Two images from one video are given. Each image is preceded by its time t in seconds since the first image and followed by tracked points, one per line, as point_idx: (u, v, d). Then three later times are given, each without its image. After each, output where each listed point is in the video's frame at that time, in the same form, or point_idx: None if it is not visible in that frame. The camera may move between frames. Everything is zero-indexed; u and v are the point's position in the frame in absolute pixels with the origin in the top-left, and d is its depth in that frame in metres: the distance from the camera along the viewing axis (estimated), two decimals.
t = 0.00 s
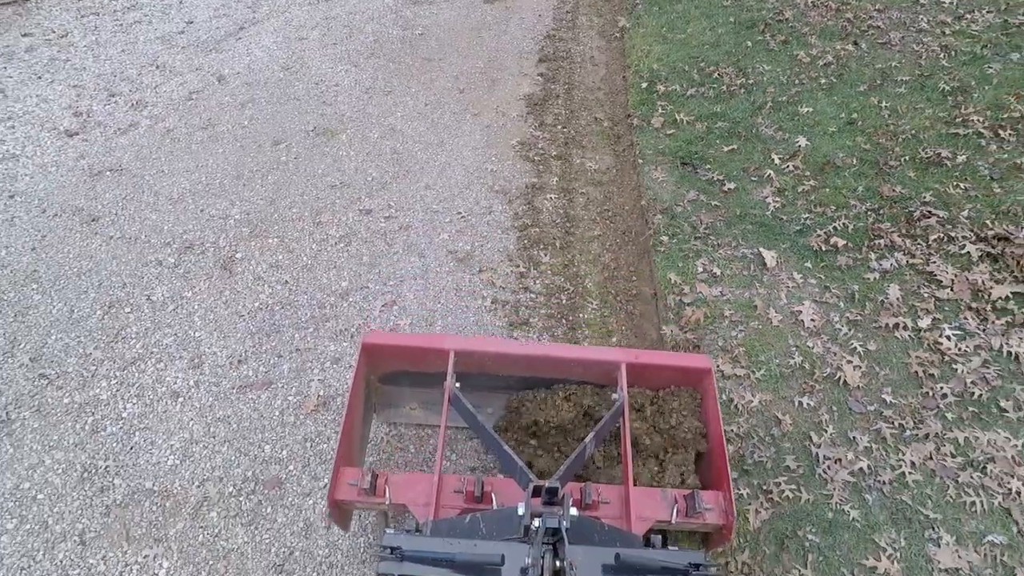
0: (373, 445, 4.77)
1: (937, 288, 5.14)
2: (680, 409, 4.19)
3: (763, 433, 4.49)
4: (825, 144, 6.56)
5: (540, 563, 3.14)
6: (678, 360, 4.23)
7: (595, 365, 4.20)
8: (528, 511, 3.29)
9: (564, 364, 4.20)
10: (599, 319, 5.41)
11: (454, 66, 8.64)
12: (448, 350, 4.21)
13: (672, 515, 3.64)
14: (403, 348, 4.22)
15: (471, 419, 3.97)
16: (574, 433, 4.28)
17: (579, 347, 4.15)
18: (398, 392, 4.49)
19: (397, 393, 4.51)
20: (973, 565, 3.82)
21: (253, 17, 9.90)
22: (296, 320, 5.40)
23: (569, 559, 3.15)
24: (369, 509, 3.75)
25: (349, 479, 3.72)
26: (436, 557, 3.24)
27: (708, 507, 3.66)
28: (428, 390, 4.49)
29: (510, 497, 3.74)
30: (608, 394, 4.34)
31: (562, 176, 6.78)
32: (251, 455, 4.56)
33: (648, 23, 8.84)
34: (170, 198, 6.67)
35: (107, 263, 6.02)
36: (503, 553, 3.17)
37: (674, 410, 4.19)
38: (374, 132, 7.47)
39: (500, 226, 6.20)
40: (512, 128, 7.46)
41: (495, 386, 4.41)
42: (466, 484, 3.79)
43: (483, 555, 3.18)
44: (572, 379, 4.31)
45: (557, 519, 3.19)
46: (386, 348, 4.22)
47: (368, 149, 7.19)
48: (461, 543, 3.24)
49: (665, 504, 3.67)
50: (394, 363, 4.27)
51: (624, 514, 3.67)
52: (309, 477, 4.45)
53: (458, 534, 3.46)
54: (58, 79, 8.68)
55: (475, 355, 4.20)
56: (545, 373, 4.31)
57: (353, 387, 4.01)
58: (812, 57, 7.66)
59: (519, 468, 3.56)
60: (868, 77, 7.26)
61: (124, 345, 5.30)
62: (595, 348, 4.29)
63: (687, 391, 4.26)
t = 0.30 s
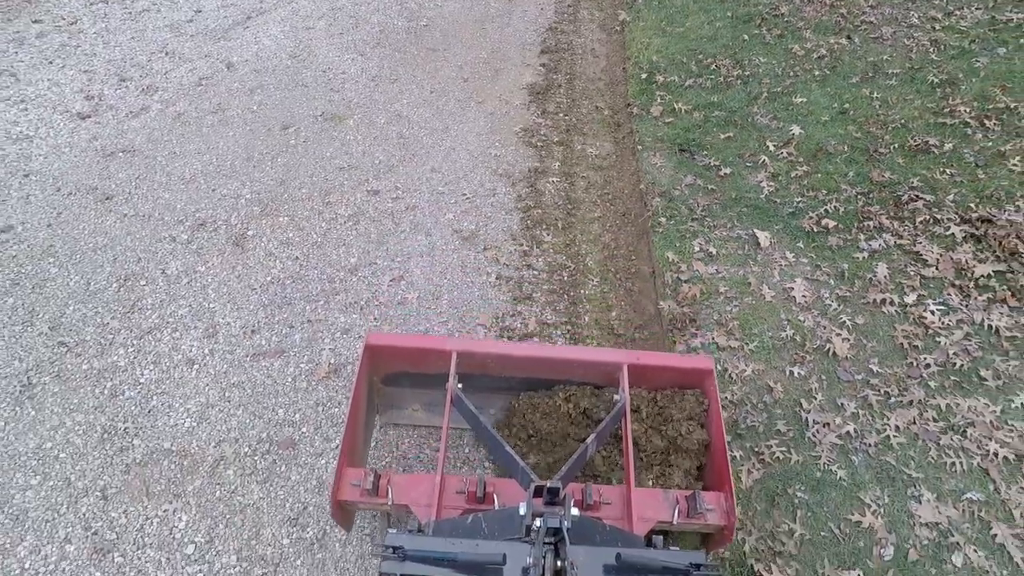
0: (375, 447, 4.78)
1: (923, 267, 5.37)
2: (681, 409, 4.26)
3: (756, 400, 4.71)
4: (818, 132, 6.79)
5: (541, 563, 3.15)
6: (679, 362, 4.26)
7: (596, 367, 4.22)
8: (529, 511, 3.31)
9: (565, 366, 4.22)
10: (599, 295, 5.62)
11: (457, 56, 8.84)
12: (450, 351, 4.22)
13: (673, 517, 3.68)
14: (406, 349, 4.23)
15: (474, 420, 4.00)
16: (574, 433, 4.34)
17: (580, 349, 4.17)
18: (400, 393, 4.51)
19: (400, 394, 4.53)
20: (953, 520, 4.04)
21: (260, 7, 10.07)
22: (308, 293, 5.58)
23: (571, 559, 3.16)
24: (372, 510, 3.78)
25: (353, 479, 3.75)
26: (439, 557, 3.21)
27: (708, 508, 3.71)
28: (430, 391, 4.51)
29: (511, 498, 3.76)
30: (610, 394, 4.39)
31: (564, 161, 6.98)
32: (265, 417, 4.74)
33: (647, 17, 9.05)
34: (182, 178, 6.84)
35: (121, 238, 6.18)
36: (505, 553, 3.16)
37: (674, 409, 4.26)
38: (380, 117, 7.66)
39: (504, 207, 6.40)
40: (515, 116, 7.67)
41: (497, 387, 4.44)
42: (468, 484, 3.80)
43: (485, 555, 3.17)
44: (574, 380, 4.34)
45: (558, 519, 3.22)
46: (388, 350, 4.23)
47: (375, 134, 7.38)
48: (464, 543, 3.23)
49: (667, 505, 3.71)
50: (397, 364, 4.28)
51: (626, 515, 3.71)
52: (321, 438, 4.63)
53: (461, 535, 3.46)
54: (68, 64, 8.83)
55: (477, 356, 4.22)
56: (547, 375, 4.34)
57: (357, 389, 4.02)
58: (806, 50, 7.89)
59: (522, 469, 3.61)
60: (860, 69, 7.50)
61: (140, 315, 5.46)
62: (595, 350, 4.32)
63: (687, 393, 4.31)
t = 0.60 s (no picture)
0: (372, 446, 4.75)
1: (906, 245, 5.57)
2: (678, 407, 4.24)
3: (744, 370, 4.90)
4: (806, 119, 6.99)
5: (537, 564, 3.02)
6: (677, 362, 4.24)
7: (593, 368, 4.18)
8: (525, 512, 3.24)
9: (562, 366, 4.18)
10: (594, 273, 5.81)
11: (456, 47, 9.02)
12: (446, 352, 4.18)
13: (669, 517, 3.66)
14: (401, 349, 4.18)
15: (468, 421, 3.91)
16: (570, 432, 4.31)
17: (576, 349, 4.14)
18: (397, 393, 4.51)
19: (397, 394, 4.53)
20: (931, 479, 4.24)
21: None
22: (311, 271, 5.75)
23: (567, 560, 3.04)
24: (368, 511, 3.77)
25: (349, 480, 3.73)
26: (434, 558, 3.16)
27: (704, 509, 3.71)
28: (427, 391, 4.50)
29: (508, 498, 3.73)
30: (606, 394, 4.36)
31: (560, 147, 7.17)
32: (271, 386, 4.91)
33: (641, 9, 9.24)
34: (187, 163, 7.01)
35: (129, 220, 6.34)
36: (500, 554, 3.09)
37: (671, 408, 4.25)
38: (381, 105, 7.84)
39: (501, 190, 6.59)
40: (513, 104, 7.85)
41: (493, 387, 4.42)
42: (464, 484, 3.79)
43: (480, 556, 3.10)
44: (571, 380, 4.31)
45: (554, 520, 3.09)
46: (384, 349, 4.19)
47: (376, 121, 7.56)
48: (458, 543, 3.18)
49: (663, 505, 3.70)
50: (393, 364, 4.24)
51: (622, 516, 3.68)
52: (326, 406, 4.80)
53: (456, 536, 3.41)
54: (73, 54, 8.97)
55: (473, 356, 4.18)
56: (543, 375, 4.31)
57: (353, 390, 4.00)
58: (796, 41, 8.10)
59: (518, 470, 3.47)
60: (848, 59, 7.71)
61: (149, 291, 5.62)
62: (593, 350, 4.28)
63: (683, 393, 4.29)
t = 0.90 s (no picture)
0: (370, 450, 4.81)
1: (891, 224, 5.77)
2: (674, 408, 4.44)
3: (734, 342, 5.09)
4: (796, 106, 7.19)
5: (536, 565, 3.04)
6: (675, 361, 4.22)
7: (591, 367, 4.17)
8: (523, 513, 3.24)
9: (560, 366, 4.18)
10: (590, 252, 6.00)
11: (455, 39, 9.20)
12: (445, 352, 4.20)
13: (668, 518, 3.65)
14: (399, 349, 4.20)
15: (467, 421, 3.93)
16: (566, 434, 4.45)
17: (573, 349, 4.13)
18: (396, 392, 4.52)
19: (395, 394, 4.54)
20: (912, 441, 4.43)
21: None
22: (317, 251, 5.93)
23: (565, 561, 3.07)
24: (366, 511, 3.75)
25: (346, 480, 3.72)
26: (433, 559, 3.14)
27: (704, 509, 3.69)
28: (426, 391, 4.51)
29: (506, 499, 3.72)
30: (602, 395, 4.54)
31: (557, 134, 7.36)
32: (279, 358, 5.09)
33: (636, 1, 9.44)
34: (194, 149, 7.17)
35: (137, 203, 6.50)
36: (499, 554, 3.09)
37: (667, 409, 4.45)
38: (382, 94, 8.01)
39: (500, 174, 6.78)
40: (511, 93, 8.04)
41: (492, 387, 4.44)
42: (462, 485, 3.77)
43: (478, 557, 3.09)
44: (569, 380, 4.30)
45: (553, 521, 3.15)
46: (382, 349, 4.19)
47: (377, 109, 7.73)
48: (457, 544, 3.17)
49: (661, 505, 3.68)
50: (391, 364, 4.25)
51: (621, 517, 3.67)
52: (332, 375, 4.99)
53: (454, 538, 3.40)
54: (78, 46, 9.11)
55: (471, 356, 4.19)
56: (542, 374, 4.31)
57: (350, 390, 4.00)
58: (787, 32, 8.31)
59: (516, 470, 3.50)
60: (837, 48, 7.92)
61: (159, 270, 5.79)
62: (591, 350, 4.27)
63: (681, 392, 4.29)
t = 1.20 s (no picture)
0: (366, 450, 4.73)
1: (875, 201, 5.99)
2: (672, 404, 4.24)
3: (724, 313, 5.30)
4: (784, 92, 7.41)
5: (533, 564, 3.04)
6: (673, 361, 4.17)
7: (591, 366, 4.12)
8: (520, 511, 3.21)
9: (558, 365, 4.12)
10: (585, 231, 6.20)
11: (452, 31, 9.40)
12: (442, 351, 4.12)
13: (666, 516, 3.62)
14: (396, 349, 4.12)
15: (464, 420, 3.84)
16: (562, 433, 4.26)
17: (571, 348, 4.08)
18: (392, 392, 4.42)
19: (391, 394, 4.45)
20: (892, 402, 4.64)
21: None
22: (320, 231, 6.12)
23: (562, 560, 3.04)
24: (362, 511, 3.70)
25: (343, 480, 3.67)
26: (430, 558, 3.12)
27: (701, 507, 3.66)
28: (422, 391, 4.42)
29: (503, 497, 3.67)
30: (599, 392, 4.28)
31: (552, 120, 7.56)
32: (285, 330, 5.29)
33: None
34: (199, 136, 7.35)
35: (145, 187, 6.68)
36: (495, 554, 3.07)
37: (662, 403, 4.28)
38: (381, 83, 8.21)
39: (497, 158, 6.98)
40: (507, 82, 8.24)
41: (489, 387, 4.35)
42: (459, 484, 3.71)
43: (476, 556, 3.08)
44: (567, 379, 4.24)
45: (550, 520, 3.12)
46: (378, 348, 4.11)
47: (377, 98, 7.93)
48: (454, 543, 3.14)
49: (658, 503, 3.65)
50: (387, 363, 4.17)
51: (618, 515, 3.63)
52: (337, 346, 5.18)
53: (451, 536, 3.34)
54: (82, 38, 9.27)
55: (468, 356, 4.11)
56: (540, 374, 4.24)
57: (346, 388, 3.92)
58: (776, 21, 8.53)
59: (513, 469, 3.44)
60: (824, 36, 8.14)
61: (168, 250, 5.99)
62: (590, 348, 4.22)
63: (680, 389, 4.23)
